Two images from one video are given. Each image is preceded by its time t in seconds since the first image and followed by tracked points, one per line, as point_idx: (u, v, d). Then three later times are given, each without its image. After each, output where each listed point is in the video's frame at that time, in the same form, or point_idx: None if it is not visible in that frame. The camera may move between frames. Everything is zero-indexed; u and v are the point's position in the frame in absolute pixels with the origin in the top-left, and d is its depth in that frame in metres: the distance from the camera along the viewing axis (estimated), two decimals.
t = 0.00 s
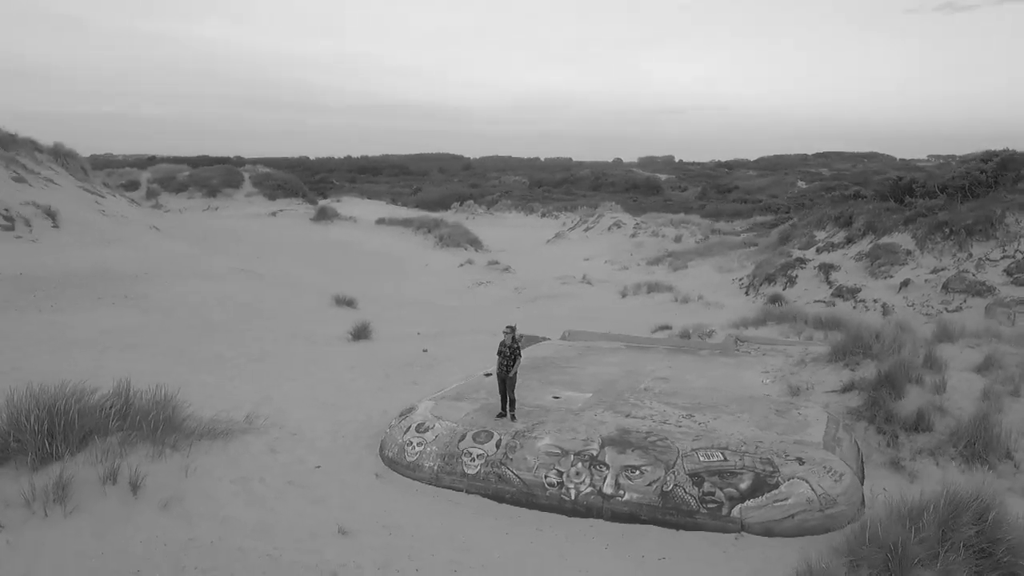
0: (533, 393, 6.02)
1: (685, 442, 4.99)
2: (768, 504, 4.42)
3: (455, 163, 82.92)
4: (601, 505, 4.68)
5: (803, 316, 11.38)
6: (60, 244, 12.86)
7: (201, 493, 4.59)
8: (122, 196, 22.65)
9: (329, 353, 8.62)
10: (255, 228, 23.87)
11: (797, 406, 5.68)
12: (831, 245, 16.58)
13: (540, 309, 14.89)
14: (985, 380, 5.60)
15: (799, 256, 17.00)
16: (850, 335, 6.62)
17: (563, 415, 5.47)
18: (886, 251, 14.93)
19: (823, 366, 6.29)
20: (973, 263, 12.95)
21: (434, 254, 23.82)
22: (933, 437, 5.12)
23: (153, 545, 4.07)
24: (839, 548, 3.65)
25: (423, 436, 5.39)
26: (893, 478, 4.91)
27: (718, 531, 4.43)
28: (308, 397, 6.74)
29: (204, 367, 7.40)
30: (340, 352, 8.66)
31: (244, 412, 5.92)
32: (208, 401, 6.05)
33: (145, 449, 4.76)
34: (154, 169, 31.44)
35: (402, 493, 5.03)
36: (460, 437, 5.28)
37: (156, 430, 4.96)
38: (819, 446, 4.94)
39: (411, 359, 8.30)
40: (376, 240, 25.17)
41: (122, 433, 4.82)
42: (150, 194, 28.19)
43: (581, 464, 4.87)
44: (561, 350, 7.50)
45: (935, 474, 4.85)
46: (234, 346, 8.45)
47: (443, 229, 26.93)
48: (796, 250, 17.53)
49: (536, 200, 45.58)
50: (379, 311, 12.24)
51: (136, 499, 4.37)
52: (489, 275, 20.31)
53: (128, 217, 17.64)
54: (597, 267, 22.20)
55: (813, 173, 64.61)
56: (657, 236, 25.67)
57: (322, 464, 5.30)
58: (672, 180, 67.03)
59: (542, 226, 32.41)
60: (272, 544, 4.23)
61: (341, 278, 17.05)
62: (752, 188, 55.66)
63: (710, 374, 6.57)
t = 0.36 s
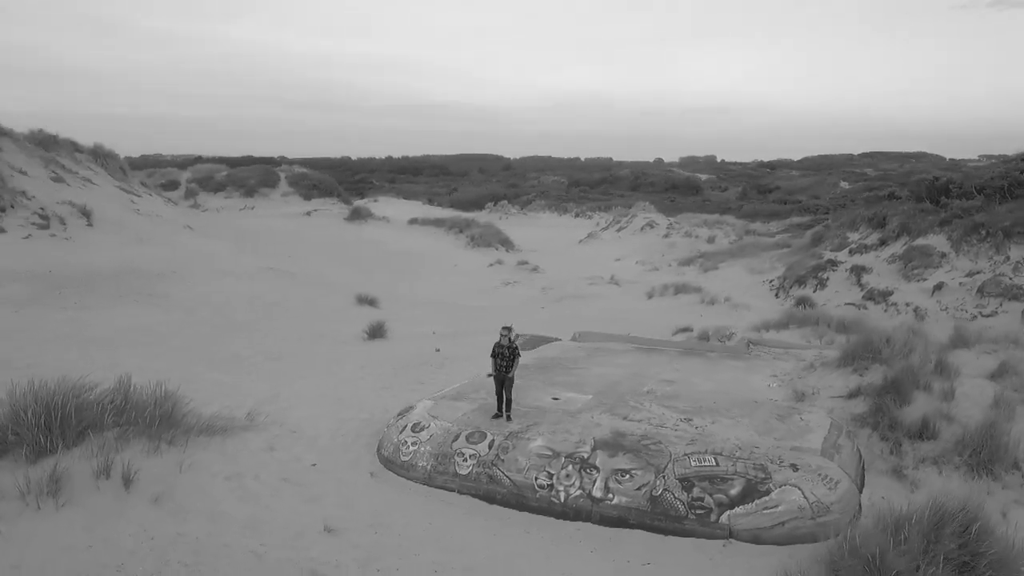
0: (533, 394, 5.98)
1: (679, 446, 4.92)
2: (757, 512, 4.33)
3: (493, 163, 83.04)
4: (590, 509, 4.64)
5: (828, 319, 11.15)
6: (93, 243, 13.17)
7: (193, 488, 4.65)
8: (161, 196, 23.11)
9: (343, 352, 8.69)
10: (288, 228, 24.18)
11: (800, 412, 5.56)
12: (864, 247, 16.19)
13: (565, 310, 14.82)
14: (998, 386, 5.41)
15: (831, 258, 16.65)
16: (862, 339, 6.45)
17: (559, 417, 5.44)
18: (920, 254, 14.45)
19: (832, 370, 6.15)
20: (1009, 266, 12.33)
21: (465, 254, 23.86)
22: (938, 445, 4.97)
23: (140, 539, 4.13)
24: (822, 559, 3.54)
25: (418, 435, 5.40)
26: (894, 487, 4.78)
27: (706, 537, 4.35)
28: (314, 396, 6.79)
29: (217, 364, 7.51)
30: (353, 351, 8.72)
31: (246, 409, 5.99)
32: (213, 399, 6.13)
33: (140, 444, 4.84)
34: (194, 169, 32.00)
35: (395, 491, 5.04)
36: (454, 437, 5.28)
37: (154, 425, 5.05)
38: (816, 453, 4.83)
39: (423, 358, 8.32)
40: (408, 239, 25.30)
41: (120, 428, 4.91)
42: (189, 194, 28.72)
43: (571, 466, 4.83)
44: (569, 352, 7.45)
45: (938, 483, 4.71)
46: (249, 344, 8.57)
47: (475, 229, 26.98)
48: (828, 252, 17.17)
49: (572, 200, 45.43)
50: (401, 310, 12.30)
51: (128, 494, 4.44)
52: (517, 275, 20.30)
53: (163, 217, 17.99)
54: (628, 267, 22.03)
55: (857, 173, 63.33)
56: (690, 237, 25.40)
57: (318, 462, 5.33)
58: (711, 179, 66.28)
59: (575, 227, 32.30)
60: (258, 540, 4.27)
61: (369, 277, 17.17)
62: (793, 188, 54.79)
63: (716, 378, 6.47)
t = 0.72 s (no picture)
0: (538, 397, 5.91)
1: (678, 453, 4.80)
2: (753, 522, 4.20)
3: (539, 163, 82.96)
4: (584, 514, 4.55)
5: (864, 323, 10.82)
6: (132, 241, 13.48)
7: (189, 485, 4.69)
8: (206, 196, 23.59)
9: (362, 351, 8.73)
10: (328, 228, 24.47)
11: (811, 419, 5.39)
12: (908, 250, 15.56)
13: (596, 311, 14.70)
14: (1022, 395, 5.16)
15: (873, 261, 16.08)
16: (882, 344, 6.23)
17: (560, 421, 5.36)
18: (967, 257, 13.71)
19: (848, 378, 5.95)
20: None
21: (503, 254, 23.84)
22: (953, 456, 4.76)
23: (131, 534, 4.18)
24: None
25: (418, 436, 5.37)
26: (903, 500, 4.59)
27: (700, 546, 4.24)
28: (326, 395, 6.83)
29: (235, 362, 7.60)
30: (372, 351, 8.76)
31: (254, 409, 6.04)
32: (222, 397, 6.20)
33: (142, 440, 4.91)
34: (241, 169, 32.62)
35: (391, 492, 5.02)
36: (453, 439, 5.24)
37: (155, 421, 5.12)
38: (820, 462, 4.67)
39: (439, 358, 8.31)
40: (447, 239, 25.38)
41: (122, 424, 4.99)
42: (235, 194, 29.29)
43: (567, 471, 4.75)
44: (583, 354, 7.36)
45: (950, 497, 4.51)
46: (270, 342, 8.67)
47: (514, 229, 26.96)
48: (871, 254, 16.68)
49: (617, 200, 45.10)
50: (429, 309, 12.33)
51: (126, 489, 4.50)
52: (553, 276, 20.20)
53: (204, 216, 18.36)
54: (666, 269, 21.76)
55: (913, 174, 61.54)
56: (732, 238, 24.98)
57: (319, 461, 5.34)
58: (761, 179, 65.18)
59: (617, 227, 32.05)
60: (248, 537, 4.28)
61: (403, 276, 17.28)
62: (844, 188, 53.54)
63: (729, 383, 6.32)
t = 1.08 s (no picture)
0: (542, 400, 5.82)
1: (676, 460, 4.66)
2: (746, 534, 4.05)
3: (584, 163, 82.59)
4: (576, 522, 4.45)
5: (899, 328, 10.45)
6: (168, 239, 13.75)
7: (183, 482, 4.71)
8: (248, 195, 24.01)
9: (380, 350, 8.73)
10: (367, 227, 24.69)
11: (820, 428, 5.20)
12: (954, 253, 14.81)
13: (627, 313, 14.53)
14: None
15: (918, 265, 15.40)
16: (903, 350, 5.98)
17: (560, 425, 5.26)
18: (1015, 260, 12.91)
19: (865, 386, 5.72)
20: None
21: (541, 254, 23.74)
22: (967, 470, 4.53)
23: (120, 530, 4.21)
24: None
25: (416, 438, 5.33)
26: (911, 514, 4.39)
27: (691, 558, 4.10)
28: (335, 395, 6.83)
29: (250, 360, 7.66)
30: (390, 350, 8.76)
31: (259, 407, 6.07)
32: (230, 396, 6.24)
33: (141, 436, 4.96)
34: (285, 169, 33.13)
35: (385, 494, 4.98)
36: (450, 441, 5.18)
37: (155, 418, 5.16)
38: (823, 472, 4.49)
39: (455, 359, 8.26)
40: (485, 239, 25.38)
41: (121, 421, 5.04)
42: (279, 194, 29.77)
43: (560, 476, 4.65)
44: (596, 357, 7.24)
45: (960, 513, 4.29)
46: (290, 340, 8.73)
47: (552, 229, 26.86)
48: (915, 257, 16.12)
49: (661, 200, 44.58)
50: (455, 309, 12.31)
51: (121, 484, 4.54)
52: (589, 277, 20.04)
53: (243, 214, 18.66)
54: (705, 271, 21.41)
55: (972, 174, 59.53)
56: (774, 240, 24.49)
57: (317, 460, 5.33)
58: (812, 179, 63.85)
59: (659, 228, 31.69)
60: (234, 536, 4.28)
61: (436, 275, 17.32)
62: (898, 189, 52.08)
63: (741, 389, 6.14)
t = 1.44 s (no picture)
0: (544, 404, 5.71)
1: (671, 469, 4.52)
2: (735, 548, 3.90)
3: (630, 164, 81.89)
4: (565, 530, 4.35)
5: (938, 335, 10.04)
6: (203, 239, 13.99)
7: (177, 480, 4.74)
8: (290, 195, 24.34)
9: (398, 349, 8.72)
10: (406, 227, 24.81)
11: (828, 438, 5.00)
12: (1003, 256, 13.96)
13: (659, 315, 14.31)
14: None
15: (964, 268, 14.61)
16: (924, 357, 5.71)
17: (558, 429, 5.15)
18: None
19: (881, 396, 5.48)
20: None
21: (579, 255, 23.57)
22: (979, 486, 4.29)
23: (107, 528, 4.24)
24: None
25: (413, 440, 5.28)
26: (916, 532, 4.18)
27: (678, 571, 3.97)
28: (343, 395, 6.81)
29: (266, 359, 7.71)
30: (408, 349, 8.74)
31: (264, 407, 6.09)
32: (237, 395, 6.28)
33: (139, 434, 5.00)
34: (329, 169, 33.52)
35: (377, 496, 4.93)
36: (445, 444, 5.11)
37: (155, 416, 5.20)
38: (823, 485, 4.31)
39: (471, 360, 8.19)
40: (523, 239, 25.31)
41: (122, 419, 5.10)
42: (322, 194, 30.13)
43: (551, 483, 4.55)
44: (609, 360, 7.11)
45: (968, 533, 4.07)
46: (308, 338, 8.77)
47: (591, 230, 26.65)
48: (962, 261, 15.51)
49: (707, 201, 43.93)
50: (481, 309, 12.26)
51: (114, 481, 4.58)
52: (625, 279, 19.80)
53: (282, 214, 18.92)
54: (746, 273, 20.98)
55: None
56: (819, 241, 23.90)
57: (314, 460, 5.32)
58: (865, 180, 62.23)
59: (702, 229, 31.19)
60: (219, 536, 4.28)
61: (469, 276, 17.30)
62: (955, 190, 50.40)
63: (752, 395, 5.95)
